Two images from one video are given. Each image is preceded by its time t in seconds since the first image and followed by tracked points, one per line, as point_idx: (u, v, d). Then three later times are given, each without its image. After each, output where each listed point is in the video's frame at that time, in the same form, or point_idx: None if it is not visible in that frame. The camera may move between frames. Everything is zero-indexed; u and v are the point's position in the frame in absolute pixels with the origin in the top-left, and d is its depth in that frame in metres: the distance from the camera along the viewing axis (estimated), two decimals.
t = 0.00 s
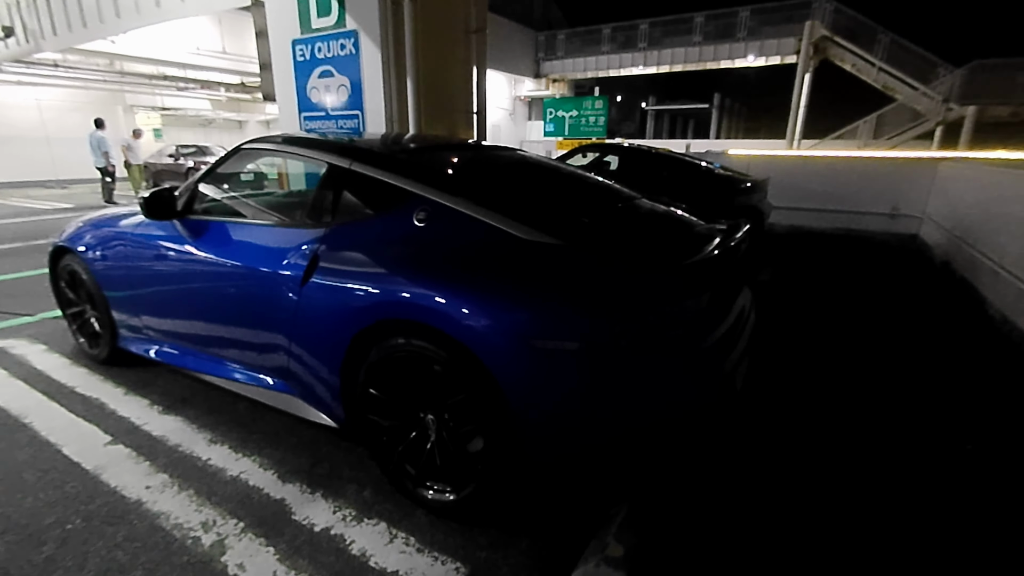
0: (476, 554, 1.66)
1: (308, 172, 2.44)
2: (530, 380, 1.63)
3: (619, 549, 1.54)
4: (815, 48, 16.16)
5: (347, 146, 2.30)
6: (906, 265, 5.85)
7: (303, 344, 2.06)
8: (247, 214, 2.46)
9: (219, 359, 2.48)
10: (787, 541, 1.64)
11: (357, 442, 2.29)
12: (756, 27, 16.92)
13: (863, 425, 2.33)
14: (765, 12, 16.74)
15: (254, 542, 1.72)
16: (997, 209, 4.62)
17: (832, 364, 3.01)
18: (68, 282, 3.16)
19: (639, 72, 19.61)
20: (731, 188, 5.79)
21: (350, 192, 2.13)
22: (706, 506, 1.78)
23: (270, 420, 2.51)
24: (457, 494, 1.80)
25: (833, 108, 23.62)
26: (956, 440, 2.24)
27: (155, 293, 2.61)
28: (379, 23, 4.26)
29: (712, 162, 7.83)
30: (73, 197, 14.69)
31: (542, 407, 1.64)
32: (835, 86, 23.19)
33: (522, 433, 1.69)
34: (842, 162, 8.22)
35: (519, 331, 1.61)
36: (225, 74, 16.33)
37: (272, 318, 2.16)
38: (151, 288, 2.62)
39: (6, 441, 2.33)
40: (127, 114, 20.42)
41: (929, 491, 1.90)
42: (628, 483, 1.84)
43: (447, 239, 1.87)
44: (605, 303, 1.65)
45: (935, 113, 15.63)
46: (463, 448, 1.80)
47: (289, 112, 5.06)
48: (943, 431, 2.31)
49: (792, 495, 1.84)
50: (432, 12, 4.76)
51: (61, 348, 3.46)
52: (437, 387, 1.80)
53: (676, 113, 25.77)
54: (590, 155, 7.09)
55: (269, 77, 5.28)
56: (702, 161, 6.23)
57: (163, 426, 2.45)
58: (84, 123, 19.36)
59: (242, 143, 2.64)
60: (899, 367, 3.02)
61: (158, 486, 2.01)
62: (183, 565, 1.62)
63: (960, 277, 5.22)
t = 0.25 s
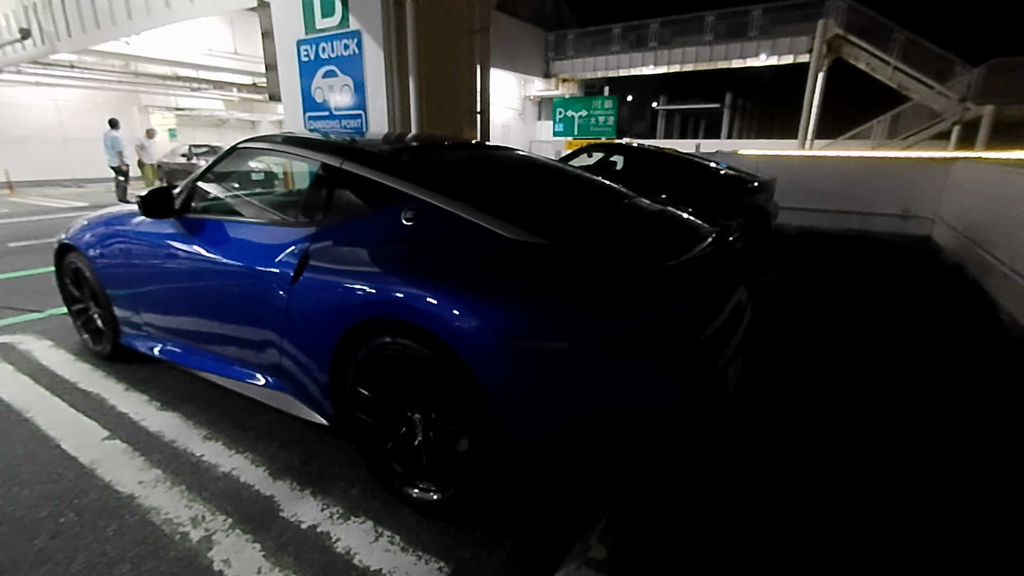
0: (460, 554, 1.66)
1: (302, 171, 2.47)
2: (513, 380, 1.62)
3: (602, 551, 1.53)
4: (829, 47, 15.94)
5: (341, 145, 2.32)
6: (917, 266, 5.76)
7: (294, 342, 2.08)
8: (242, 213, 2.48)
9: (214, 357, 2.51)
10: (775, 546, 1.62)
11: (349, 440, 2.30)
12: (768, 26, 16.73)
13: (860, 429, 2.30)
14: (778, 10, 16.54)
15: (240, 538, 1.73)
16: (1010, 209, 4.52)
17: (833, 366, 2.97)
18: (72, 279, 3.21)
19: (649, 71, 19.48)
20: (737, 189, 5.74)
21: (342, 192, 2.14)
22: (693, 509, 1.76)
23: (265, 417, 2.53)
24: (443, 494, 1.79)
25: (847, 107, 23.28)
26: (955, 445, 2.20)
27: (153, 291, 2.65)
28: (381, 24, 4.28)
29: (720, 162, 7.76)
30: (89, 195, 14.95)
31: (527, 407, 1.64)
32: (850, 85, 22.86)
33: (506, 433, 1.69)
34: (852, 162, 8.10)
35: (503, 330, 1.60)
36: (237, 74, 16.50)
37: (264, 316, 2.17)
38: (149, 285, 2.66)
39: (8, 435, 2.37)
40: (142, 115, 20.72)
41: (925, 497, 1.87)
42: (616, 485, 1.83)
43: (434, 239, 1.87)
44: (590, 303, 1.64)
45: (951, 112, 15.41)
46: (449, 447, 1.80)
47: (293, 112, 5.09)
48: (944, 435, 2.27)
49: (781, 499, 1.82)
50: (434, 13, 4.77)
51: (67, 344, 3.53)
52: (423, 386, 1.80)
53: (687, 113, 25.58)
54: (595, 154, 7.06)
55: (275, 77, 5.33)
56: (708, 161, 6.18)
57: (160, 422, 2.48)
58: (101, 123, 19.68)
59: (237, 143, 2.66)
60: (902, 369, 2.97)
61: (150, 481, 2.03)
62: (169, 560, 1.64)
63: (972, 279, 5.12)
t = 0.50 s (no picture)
0: (449, 554, 1.66)
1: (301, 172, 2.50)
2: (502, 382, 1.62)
3: (588, 555, 1.52)
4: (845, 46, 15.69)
5: (338, 146, 2.34)
6: (930, 270, 5.64)
7: (289, 340, 2.10)
8: (242, 214, 2.51)
9: (215, 354, 2.54)
10: (766, 553, 1.60)
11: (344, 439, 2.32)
12: (782, 25, 16.52)
13: (860, 434, 2.26)
14: (793, 9, 16.33)
15: (233, 534, 1.75)
16: None
17: (836, 370, 2.92)
18: (81, 277, 3.27)
19: (661, 71, 19.34)
20: (746, 190, 5.67)
21: (338, 193, 2.16)
22: (684, 513, 1.75)
23: (264, 415, 2.56)
24: (433, 494, 1.80)
25: (864, 107, 22.91)
26: (958, 453, 2.16)
27: (157, 288, 2.69)
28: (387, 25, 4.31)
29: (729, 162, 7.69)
30: (106, 194, 15.23)
31: (517, 411, 1.63)
32: (866, 85, 22.49)
33: (495, 435, 1.68)
34: (865, 162, 7.98)
35: (491, 332, 1.60)
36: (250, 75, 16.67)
37: (261, 315, 2.20)
38: (153, 283, 2.70)
39: (14, 429, 2.43)
40: (158, 115, 21.04)
41: (924, 506, 1.83)
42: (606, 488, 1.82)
43: (427, 240, 1.88)
44: (580, 303, 1.63)
45: (970, 112, 14.85)
46: (439, 448, 1.80)
47: (301, 112, 5.14)
48: (947, 442, 2.22)
49: (774, 505, 1.80)
50: (440, 14, 4.79)
51: (77, 340, 3.60)
52: (414, 387, 1.80)
53: (700, 113, 25.35)
54: (603, 154, 7.02)
55: (283, 78, 5.38)
56: (716, 162, 6.11)
57: (161, 419, 2.52)
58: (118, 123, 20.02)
59: (237, 143, 2.69)
60: (907, 374, 2.91)
61: (148, 477, 2.06)
62: (162, 555, 1.66)
63: (986, 282, 5.01)
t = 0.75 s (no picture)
0: (439, 555, 1.66)
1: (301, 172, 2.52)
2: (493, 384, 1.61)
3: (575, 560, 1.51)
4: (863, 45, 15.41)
5: (338, 147, 2.36)
6: (946, 273, 5.52)
7: (287, 339, 2.12)
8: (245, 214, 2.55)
9: (217, 352, 2.58)
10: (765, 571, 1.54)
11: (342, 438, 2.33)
12: (799, 23, 16.31)
13: (862, 441, 2.22)
14: (810, 8, 16.09)
15: (227, 531, 1.77)
16: None
17: (842, 376, 2.87)
18: (92, 274, 3.33)
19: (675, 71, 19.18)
20: (756, 191, 5.59)
21: (336, 193, 2.19)
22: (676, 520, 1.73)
23: (264, 412, 2.59)
24: (425, 495, 1.80)
25: (883, 107, 22.49)
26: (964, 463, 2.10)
27: (162, 286, 2.73)
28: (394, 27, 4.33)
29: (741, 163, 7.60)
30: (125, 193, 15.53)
31: (508, 413, 1.62)
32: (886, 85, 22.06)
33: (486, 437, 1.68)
34: (881, 164, 7.84)
35: (482, 333, 1.60)
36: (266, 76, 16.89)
37: (260, 314, 2.23)
38: (159, 281, 2.74)
39: (23, 422, 2.48)
40: (177, 115, 21.40)
41: (927, 516, 1.78)
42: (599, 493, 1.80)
43: (421, 241, 1.88)
44: (573, 304, 1.62)
45: (993, 112, 14.33)
46: (431, 448, 1.80)
47: (310, 112, 5.19)
48: (951, 450, 2.18)
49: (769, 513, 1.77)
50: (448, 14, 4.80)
51: (89, 336, 3.67)
52: (407, 387, 1.81)
53: (715, 113, 25.08)
54: (612, 155, 6.98)
55: (293, 78, 5.43)
56: (726, 163, 6.04)
57: (164, 415, 2.55)
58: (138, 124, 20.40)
59: (241, 144, 2.73)
60: (918, 381, 2.85)
61: (149, 472, 2.09)
62: (157, 550, 1.68)
63: (1004, 287, 4.88)
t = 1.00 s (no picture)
0: (429, 556, 1.66)
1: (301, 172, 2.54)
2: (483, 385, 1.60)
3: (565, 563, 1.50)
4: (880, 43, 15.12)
5: (338, 146, 2.36)
6: (962, 276, 5.39)
7: (284, 337, 2.13)
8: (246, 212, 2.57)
9: (218, 349, 2.60)
10: None
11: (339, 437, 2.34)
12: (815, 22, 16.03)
13: (865, 448, 2.18)
14: (826, 5, 15.82)
15: (221, 528, 1.78)
16: None
17: (847, 380, 2.82)
18: (100, 271, 3.38)
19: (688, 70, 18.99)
20: (766, 192, 5.52)
21: (334, 193, 2.20)
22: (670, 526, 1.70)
23: (264, 410, 2.60)
24: (418, 495, 1.80)
25: (901, 106, 22.07)
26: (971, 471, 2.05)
27: (166, 284, 2.76)
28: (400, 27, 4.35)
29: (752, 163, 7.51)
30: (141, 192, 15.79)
31: (499, 414, 1.61)
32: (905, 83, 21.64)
33: (477, 438, 1.66)
34: (896, 164, 7.70)
35: (473, 334, 1.59)
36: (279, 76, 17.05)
37: (259, 312, 2.24)
38: (162, 279, 2.78)
39: (29, 417, 2.53)
40: (192, 115, 21.69)
41: (929, 526, 1.74)
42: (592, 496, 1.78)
43: (415, 240, 1.88)
44: (565, 306, 1.61)
45: (1017, 112, 13.77)
46: (423, 449, 1.79)
47: (318, 112, 5.23)
48: (957, 458, 2.13)
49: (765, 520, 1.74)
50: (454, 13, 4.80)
51: (98, 332, 3.73)
52: (400, 386, 1.81)
53: (728, 113, 24.81)
54: (621, 155, 6.93)
55: (302, 78, 5.47)
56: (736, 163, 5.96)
57: (166, 411, 2.58)
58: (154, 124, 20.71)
59: (243, 143, 2.75)
60: (927, 387, 2.78)
61: (148, 468, 2.12)
62: (151, 546, 1.70)
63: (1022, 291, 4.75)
